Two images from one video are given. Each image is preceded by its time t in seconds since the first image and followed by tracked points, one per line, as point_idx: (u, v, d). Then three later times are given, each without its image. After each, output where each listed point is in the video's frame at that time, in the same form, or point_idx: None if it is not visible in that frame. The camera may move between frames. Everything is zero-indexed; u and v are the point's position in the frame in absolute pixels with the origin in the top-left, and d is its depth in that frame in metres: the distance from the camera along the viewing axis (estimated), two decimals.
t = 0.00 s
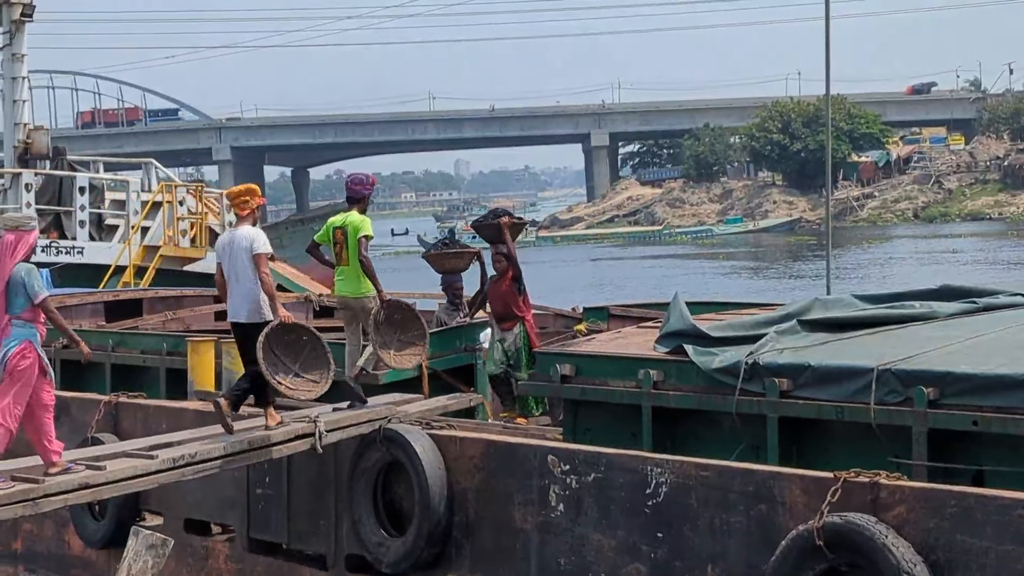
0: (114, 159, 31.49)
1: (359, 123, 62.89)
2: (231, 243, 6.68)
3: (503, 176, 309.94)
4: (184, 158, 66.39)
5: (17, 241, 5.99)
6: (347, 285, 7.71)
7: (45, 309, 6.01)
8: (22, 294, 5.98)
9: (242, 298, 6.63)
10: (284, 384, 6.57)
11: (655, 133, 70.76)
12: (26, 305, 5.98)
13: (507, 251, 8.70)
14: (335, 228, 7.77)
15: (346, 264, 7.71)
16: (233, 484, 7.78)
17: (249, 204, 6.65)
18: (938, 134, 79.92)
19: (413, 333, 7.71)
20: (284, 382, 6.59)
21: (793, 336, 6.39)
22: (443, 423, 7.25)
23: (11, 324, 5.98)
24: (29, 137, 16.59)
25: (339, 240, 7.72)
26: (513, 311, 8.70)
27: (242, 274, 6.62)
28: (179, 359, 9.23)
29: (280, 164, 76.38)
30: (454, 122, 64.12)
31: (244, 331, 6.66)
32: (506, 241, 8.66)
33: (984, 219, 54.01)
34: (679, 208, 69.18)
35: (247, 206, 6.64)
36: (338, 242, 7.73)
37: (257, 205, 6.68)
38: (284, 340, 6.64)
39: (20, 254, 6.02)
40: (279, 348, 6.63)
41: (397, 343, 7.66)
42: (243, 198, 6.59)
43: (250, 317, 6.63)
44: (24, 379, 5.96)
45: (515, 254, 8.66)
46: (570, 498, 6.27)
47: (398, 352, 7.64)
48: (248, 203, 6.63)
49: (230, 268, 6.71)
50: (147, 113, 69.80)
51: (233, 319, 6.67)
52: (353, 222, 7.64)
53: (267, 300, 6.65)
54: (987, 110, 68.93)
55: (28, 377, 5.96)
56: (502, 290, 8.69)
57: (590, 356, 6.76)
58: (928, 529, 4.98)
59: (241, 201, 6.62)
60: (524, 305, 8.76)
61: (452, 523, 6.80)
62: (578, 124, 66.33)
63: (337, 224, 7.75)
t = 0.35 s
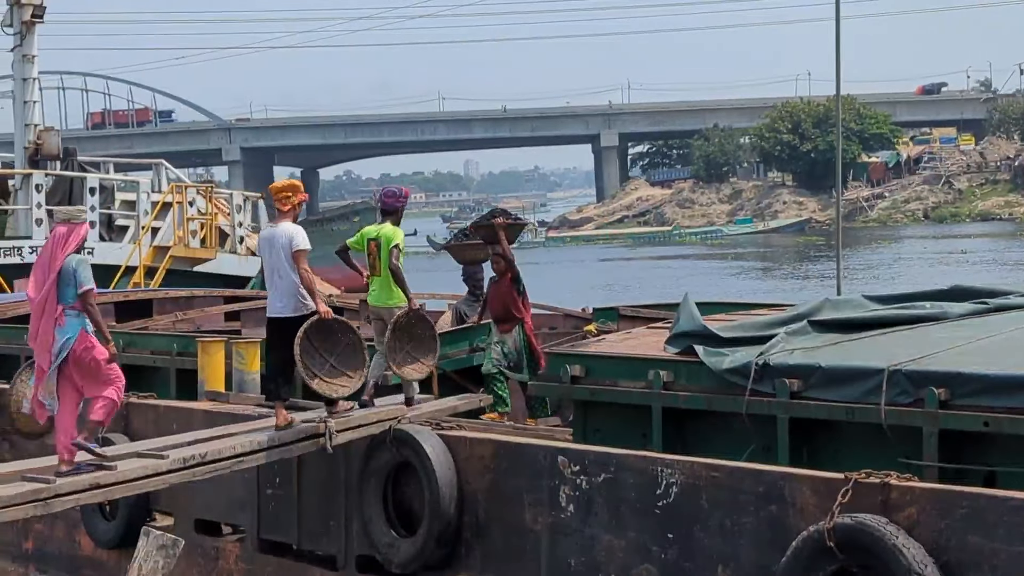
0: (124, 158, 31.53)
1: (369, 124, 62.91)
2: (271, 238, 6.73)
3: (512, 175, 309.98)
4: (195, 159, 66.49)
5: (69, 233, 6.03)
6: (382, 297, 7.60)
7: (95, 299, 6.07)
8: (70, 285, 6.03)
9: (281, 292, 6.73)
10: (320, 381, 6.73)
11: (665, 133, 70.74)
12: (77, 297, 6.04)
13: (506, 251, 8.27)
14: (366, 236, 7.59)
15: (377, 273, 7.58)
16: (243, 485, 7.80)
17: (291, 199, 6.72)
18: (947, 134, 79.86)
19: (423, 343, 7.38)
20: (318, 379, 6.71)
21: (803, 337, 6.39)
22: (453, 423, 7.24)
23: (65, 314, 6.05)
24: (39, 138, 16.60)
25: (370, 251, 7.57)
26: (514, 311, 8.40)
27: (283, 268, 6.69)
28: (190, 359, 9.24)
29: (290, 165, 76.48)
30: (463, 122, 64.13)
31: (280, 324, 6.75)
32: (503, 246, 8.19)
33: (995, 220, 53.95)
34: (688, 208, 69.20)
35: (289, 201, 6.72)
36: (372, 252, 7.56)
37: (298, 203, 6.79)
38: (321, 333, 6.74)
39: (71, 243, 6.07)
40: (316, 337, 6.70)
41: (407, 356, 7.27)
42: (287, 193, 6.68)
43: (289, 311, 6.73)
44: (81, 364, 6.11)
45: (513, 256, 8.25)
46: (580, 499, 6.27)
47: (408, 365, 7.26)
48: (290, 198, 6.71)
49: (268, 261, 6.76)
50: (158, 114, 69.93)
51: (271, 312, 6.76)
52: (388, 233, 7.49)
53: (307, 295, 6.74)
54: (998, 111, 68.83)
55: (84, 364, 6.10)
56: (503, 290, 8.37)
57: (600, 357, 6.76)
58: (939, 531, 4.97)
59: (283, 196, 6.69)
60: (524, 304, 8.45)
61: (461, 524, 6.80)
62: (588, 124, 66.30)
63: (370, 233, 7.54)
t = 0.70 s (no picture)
0: (138, 161, 31.63)
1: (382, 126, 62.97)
2: (327, 236, 6.95)
3: (526, 177, 309.97)
4: (208, 160, 66.62)
5: (139, 236, 6.17)
6: (421, 302, 8.30)
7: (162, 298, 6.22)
8: (140, 286, 6.17)
9: (336, 289, 6.93)
10: (370, 377, 6.78)
11: (679, 134, 70.68)
12: (147, 298, 6.18)
13: (500, 248, 8.13)
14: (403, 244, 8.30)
15: (418, 278, 8.25)
16: (257, 486, 7.81)
17: (346, 197, 6.91)
18: (962, 135, 79.72)
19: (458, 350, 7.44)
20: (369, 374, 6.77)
21: (817, 338, 6.38)
22: (467, 425, 7.25)
23: (136, 315, 6.19)
24: (54, 139, 16.70)
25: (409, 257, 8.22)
26: (508, 308, 8.24)
27: (342, 266, 6.90)
28: (204, 360, 9.26)
29: (304, 167, 76.59)
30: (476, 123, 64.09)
31: (335, 319, 6.96)
32: (497, 238, 8.07)
33: (1010, 221, 53.82)
34: (702, 209, 69.19)
35: (344, 199, 6.91)
36: (411, 259, 8.23)
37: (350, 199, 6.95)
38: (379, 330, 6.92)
39: (139, 245, 6.21)
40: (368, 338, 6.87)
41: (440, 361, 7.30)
42: (343, 192, 6.86)
43: (346, 308, 6.94)
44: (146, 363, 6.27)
45: (509, 253, 8.12)
46: (594, 500, 6.26)
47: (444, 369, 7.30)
48: (346, 196, 6.90)
49: (324, 257, 6.99)
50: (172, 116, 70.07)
51: (327, 307, 6.96)
52: (425, 239, 8.14)
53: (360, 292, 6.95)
54: (1014, 112, 68.66)
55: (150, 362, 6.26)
56: (497, 285, 8.21)
57: (614, 358, 6.75)
58: (954, 532, 4.96)
59: (339, 195, 6.89)
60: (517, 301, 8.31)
61: (475, 525, 6.81)
62: (601, 125, 66.15)
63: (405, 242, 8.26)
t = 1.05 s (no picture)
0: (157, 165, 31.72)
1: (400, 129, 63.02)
2: (367, 240, 7.01)
3: (544, 179, 309.87)
4: (226, 164, 66.75)
5: (207, 228, 6.37)
6: (462, 310, 8.16)
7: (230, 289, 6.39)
8: (209, 276, 6.35)
9: (379, 290, 6.94)
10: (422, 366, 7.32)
11: (696, 137, 70.56)
12: (216, 287, 6.36)
13: (503, 249, 8.12)
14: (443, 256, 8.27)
15: (458, 287, 8.17)
16: (275, 489, 7.82)
17: (384, 201, 6.98)
18: (981, 138, 79.44)
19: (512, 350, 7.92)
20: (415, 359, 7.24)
21: (836, 342, 6.37)
22: (484, 428, 7.24)
23: (204, 304, 6.35)
24: (73, 144, 16.64)
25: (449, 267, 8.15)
26: (512, 310, 8.18)
27: (381, 268, 6.94)
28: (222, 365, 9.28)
29: (322, 170, 76.66)
30: (493, 127, 63.91)
31: (379, 320, 6.98)
32: (501, 241, 8.10)
33: None
34: (720, 213, 69.10)
35: (383, 203, 6.98)
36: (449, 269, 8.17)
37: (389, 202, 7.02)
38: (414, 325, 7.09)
39: (207, 237, 6.40)
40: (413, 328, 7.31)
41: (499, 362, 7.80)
42: (381, 197, 6.94)
43: (387, 307, 6.94)
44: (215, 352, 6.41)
45: (511, 253, 8.09)
46: (612, 504, 6.25)
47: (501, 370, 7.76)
48: (384, 200, 6.98)
49: (365, 261, 7.02)
50: (190, 119, 70.21)
51: (371, 309, 6.97)
52: (461, 246, 8.08)
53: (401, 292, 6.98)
54: None
55: (218, 351, 6.41)
56: (500, 289, 8.18)
57: (632, 362, 6.74)
58: (974, 536, 4.94)
59: (378, 198, 6.96)
60: (522, 305, 8.24)
61: (493, 529, 6.81)
62: (619, 129, 66.31)
63: (443, 252, 8.25)
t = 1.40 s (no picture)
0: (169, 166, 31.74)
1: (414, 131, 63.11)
2: (392, 244, 7.21)
3: (558, 181, 309.74)
4: (240, 166, 66.89)
5: (260, 230, 6.60)
6: (496, 318, 7.98)
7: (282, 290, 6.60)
8: (264, 278, 6.57)
9: (404, 293, 7.18)
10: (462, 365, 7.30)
11: (710, 139, 70.49)
12: (270, 289, 6.58)
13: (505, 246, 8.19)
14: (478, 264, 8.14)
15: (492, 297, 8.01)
16: (290, 492, 7.82)
17: (408, 207, 7.15)
18: (996, 140, 79.26)
19: (544, 358, 7.74)
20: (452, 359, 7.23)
21: (851, 343, 6.36)
22: (499, 431, 7.23)
23: (259, 307, 6.58)
24: (88, 146, 16.69)
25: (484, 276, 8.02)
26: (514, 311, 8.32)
27: (406, 271, 7.15)
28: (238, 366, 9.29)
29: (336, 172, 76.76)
30: (506, 129, 63.88)
31: (404, 321, 7.22)
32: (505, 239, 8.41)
33: None
34: (734, 215, 69.05)
35: (408, 208, 7.16)
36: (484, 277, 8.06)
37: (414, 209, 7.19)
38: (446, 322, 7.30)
39: (260, 241, 6.64)
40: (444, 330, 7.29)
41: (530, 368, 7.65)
42: (406, 202, 7.12)
43: (412, 310, 7.18)
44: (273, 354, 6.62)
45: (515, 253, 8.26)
46: (627, 507, 6.24)
47: (535, 377, 7.65)
48: (407, 206, 7.15)
49: (392, 265, 7.24)
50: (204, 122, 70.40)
51: (395, 312, 7.22)
52: (495, 255, 7.97)
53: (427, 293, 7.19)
54: None
55: (275, 352, 6.59)
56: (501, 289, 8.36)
57: (648, 364, 6.72)
58: (990, 540, 4.93)
59: (401, 206, 7.14)
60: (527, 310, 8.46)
61: (508, 531, 6.80)
62: (632, 130, 66.67)
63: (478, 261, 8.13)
